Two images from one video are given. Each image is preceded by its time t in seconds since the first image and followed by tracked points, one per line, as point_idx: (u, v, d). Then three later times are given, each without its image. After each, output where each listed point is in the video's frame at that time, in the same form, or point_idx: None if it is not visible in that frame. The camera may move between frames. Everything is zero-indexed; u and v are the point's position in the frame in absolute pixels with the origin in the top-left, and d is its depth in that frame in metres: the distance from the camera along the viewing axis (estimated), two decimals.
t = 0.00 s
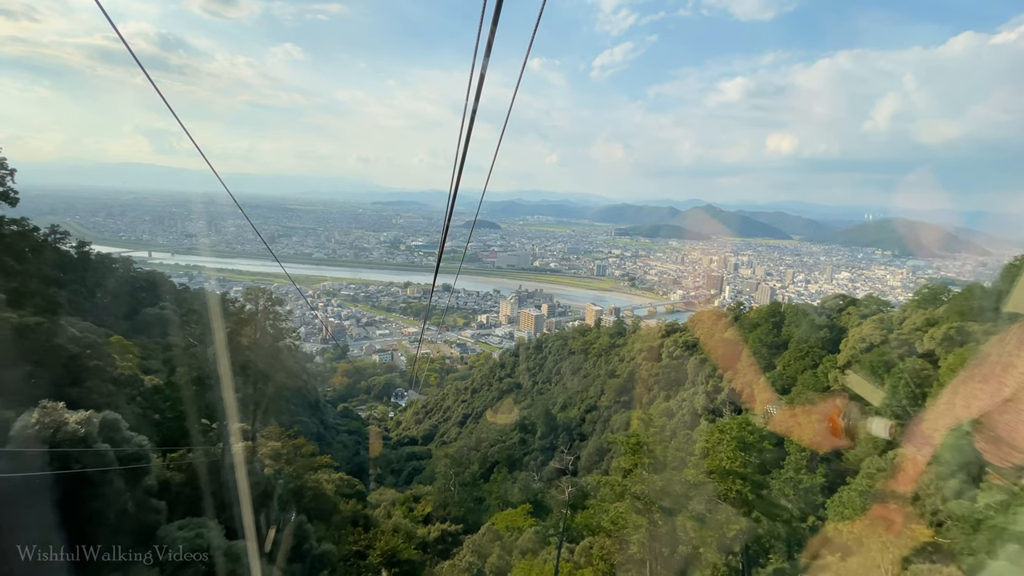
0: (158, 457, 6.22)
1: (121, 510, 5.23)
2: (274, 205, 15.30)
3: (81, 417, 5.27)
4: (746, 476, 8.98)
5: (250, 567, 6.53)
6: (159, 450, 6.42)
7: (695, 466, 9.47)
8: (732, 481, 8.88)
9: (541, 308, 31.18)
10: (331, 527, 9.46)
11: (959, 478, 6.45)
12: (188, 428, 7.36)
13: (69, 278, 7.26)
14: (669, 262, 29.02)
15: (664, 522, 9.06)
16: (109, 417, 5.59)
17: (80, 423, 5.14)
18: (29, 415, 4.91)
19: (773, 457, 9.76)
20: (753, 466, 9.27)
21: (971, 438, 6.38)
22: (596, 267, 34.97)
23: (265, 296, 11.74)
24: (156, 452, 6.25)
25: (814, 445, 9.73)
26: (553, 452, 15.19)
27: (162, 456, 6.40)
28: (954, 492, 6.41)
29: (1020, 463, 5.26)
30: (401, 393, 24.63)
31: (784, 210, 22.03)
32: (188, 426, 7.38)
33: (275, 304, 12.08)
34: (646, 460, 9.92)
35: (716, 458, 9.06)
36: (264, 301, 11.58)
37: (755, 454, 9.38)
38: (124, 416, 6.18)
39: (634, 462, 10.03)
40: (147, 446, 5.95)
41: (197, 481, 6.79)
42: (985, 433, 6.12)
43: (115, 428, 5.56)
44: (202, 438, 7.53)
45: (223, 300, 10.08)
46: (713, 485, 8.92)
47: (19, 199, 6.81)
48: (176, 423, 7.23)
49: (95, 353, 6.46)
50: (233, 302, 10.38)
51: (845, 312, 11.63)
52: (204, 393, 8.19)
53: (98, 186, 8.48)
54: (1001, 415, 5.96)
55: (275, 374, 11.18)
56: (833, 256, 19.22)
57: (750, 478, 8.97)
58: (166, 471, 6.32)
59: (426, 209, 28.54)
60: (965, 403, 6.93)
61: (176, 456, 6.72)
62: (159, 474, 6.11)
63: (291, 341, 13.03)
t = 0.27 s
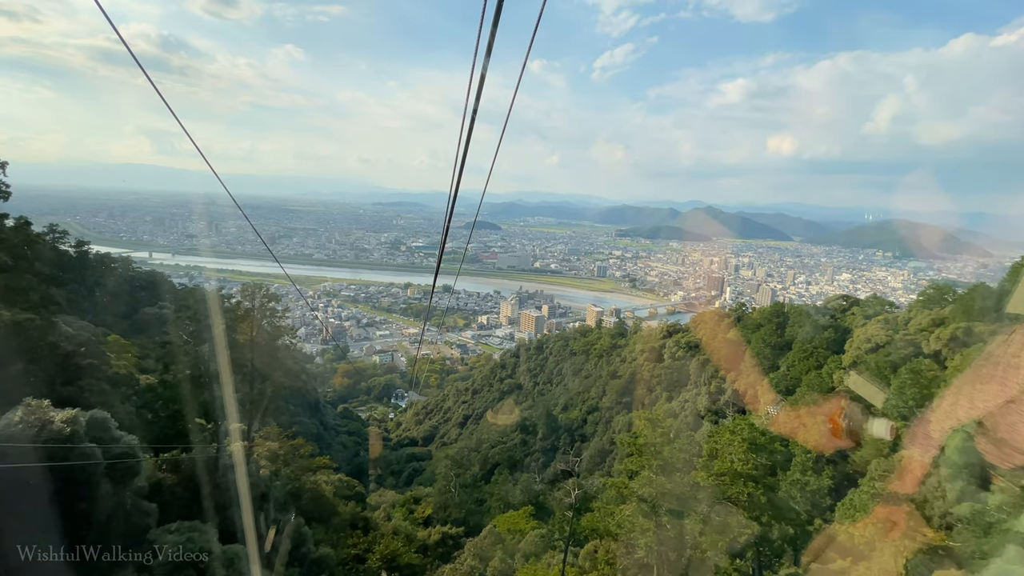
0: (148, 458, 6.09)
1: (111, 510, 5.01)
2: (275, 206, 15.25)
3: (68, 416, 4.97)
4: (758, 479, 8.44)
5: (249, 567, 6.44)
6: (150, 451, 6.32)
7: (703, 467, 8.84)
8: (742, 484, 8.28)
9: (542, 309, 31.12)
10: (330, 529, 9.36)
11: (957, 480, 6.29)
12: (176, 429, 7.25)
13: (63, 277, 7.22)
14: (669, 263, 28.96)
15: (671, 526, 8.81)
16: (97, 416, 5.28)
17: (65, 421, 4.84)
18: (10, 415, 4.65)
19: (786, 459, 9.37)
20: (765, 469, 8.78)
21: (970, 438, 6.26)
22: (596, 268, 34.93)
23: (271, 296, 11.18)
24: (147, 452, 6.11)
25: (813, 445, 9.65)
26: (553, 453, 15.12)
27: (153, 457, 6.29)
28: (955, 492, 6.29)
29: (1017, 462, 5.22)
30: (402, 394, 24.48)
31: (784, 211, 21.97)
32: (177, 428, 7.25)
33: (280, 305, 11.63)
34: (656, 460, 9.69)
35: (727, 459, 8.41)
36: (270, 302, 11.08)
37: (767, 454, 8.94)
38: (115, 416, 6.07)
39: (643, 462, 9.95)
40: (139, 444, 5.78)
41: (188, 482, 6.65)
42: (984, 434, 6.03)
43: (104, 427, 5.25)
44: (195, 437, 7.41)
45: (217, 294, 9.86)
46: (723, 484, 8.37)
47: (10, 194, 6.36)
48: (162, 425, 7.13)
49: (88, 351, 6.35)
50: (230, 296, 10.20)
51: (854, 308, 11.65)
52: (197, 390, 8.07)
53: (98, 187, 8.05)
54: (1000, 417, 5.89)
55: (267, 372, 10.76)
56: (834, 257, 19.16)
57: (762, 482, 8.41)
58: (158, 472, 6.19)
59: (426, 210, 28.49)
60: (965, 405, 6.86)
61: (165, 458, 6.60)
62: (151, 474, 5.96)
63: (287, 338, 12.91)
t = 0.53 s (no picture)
0: (138, 460, 5.99)
1: (96, 514, 4.89)
2: (276, 207, 15.18)
3: (52, 415, 4.90)
4: (771, 483, 8.28)
5: (247, 569, 6.36)
6: (143, 452, 6.23)
7: (714, 471, 8.67)
8: (755, 487, 8.15)
9: (543, 310, 31.03)
10: (328, 533, 9.23)
11: (964, 483, 6.25)
12: (169, 430, 7.12)
13: (60, 275, 7.17)
14: (670, 265, 28.85)
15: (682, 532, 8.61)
16: (84, 417, 5.21)
17: (50, 422, 4.79)
18: None
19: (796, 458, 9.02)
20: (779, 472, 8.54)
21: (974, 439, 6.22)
22: (597, 269, 34.83)
23: (265, 293, 11.24)
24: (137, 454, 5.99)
25: (817, 449, 9.50)
26: (555, 455, 15.03)
27: (145, 459, 6.19)
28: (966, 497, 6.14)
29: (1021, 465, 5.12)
30: (402, 396, 24.55)
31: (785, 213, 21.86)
32: (169, 429, 7.12)
33: (276, 305, 11.62)
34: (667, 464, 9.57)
35: (739, 463, 8.34)
36: (264, 300, 11.14)
37: (781, 458, 8.68)
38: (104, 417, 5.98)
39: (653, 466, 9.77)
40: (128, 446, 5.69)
41: (178, 486, 6.52)
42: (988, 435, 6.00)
43: (90, 428, 5.21)
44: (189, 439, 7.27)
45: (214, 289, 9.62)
46: (736, 488, 8.24)
47: None
48: (157, 425, 6.97)
49: (82, 351, 6.34)
50: (228, 293, 10.07)
51: (858, 309, 11.56)
52: (193, 387, 7.91)
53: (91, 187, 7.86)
54: (1001, 419, 5.88)
55: (263, 369, 10.53)
56: (834, 259, 19.06)
57: (776, 484, 8.26)
58: (149, 474, 6.08)
59: (428, 211, 28.42)
60: (965, 412, 6.81)
61: (157, 460, 6.47)
62: (142, 476, 5.84)
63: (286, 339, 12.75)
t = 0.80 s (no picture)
0: (128, 463, 5.87)
1: (84, 517, 4.83)
2: (276, 209, 15.09)
3: (36, 416, 4.85)
4: (785, 487, 8.07)
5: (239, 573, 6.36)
6: (132, 455, 6.11)
7: (725, 475, 8.69)
8: (769, 492, 7.87)
9: (543, 312, 30.96)
10: (326, 538, 9.09)
11: (964, 486, 6.25)
12: (159, 432, 6.95)
13: (58, 277, 7.05)
14: (670, 267, 28.75)
15: (694, 540, 8.28)
16: (68, 418, 5.18)
17: (34, 423, 4.72)
18: None
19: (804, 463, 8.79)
20: (792, 477, 8.34)
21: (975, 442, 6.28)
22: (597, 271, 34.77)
23: (260, 293, 11.09)
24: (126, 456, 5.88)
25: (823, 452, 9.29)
26: (556, 458, 14.95)
27: (135, 462, 6.08)
28: (968, 500, 6.03)
29: None
30: (402, 398, 25.07)
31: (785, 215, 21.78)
32: (159, 431, 6.97)
33: (275, 308, 11.52)
34: (676, 469, 9.36)
35: (753, 467, 8.07)
36: (258, 299, 11.00)
37: (793, 462, 8.61)
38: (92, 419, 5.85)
39: (663, 471, 9.47)
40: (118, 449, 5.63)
41: (168, 490, 6.40)
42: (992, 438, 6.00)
43: (75, 429, 5.18)
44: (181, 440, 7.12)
45: (205, 292, 9.39)
46: (751, 493, 7.94)
47: None
48: (147, 426, 6.84)
49: (74, 350, 6.30)
50: (221, 291, 9.88)
51: (862, 312, 11.42)
52: (181, 391, 7.76)
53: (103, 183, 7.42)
54: (1007, 422, 5.97)
55: (262, 371, 10.47)
56: (834, 261, 19.00)
57: (790, 488, 8.04)
58: (138, 478, 5.97)
59: (428, 214, 28.34)
60: (967, 417, 6.86)
61: (147, 464, 6.33)
62: (131, 479, 5.72)
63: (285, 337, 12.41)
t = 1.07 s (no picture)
0: (116, 466, 5.75)
1: (71, 518, 4.81)
2: (276, 211, 14.98)
3: (15, 416, 4.74)
4: (799, 492, 8.01)
5: None
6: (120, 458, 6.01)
7: (738, 480, 8.50)
8: (784, 496, 7.84)
9: (543, 315, 30.86)
10: (323, 543, 8.95)
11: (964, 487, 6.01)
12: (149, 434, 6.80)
13: (51, 277, 6.98)
14: (670, 270, 28.64)
15: (700, 540, 8.06)
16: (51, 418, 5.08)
17: (13, 423, 4.58)
18: None
19: (810, 468, 8.63)
20: (805, 481, 8.34)
21: (972, 445, 6.15)
22: (597, 274, 34.69)
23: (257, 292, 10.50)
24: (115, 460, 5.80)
25: (826, 454, 9.20)
26: (557, 461, 14.86)
27: (123, 466, 5.98)
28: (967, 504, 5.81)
29: None
30: (401, 400, 25.24)
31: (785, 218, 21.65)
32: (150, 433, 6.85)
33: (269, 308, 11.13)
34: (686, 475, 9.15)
35: (765, 472, 8.05)
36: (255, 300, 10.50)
37: (803, 466, 8.66)
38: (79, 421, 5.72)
39: (670, 474, 9.18)
40: (106, 452, 5.59)
41: (157, 495, 6.26)
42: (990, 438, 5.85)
43: (61, 431, 5.09)
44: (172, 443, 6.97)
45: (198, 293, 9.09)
46: (765, 498, 7.87)
47: None
48: (140, 427, 6.77)
49: (65, 350, 6.23)
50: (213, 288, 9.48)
51: (866, 314, 11.26)
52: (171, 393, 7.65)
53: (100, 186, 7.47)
54: (1006, 422, 5.88)
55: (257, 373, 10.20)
56: (834, 264, 18.92)
57: (805, 493, 7.98)
58: (127, 482, 5.85)
59: (428, 216, 28.24)
60: (967, 417, 6.74)
61: (136, 467, 6.23)
62: (119, 483, 5.61)
63: (279, 335, 12.08)
